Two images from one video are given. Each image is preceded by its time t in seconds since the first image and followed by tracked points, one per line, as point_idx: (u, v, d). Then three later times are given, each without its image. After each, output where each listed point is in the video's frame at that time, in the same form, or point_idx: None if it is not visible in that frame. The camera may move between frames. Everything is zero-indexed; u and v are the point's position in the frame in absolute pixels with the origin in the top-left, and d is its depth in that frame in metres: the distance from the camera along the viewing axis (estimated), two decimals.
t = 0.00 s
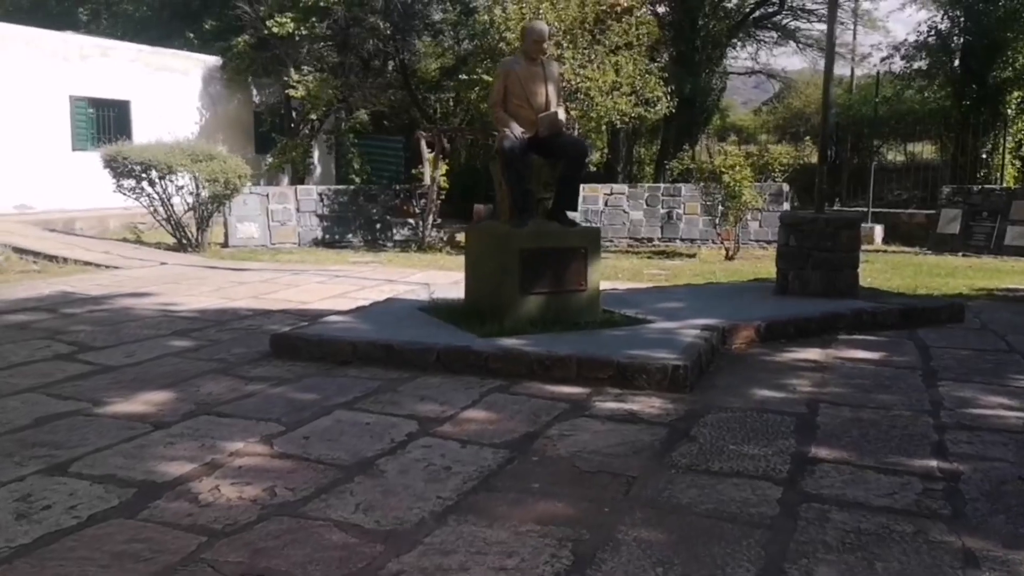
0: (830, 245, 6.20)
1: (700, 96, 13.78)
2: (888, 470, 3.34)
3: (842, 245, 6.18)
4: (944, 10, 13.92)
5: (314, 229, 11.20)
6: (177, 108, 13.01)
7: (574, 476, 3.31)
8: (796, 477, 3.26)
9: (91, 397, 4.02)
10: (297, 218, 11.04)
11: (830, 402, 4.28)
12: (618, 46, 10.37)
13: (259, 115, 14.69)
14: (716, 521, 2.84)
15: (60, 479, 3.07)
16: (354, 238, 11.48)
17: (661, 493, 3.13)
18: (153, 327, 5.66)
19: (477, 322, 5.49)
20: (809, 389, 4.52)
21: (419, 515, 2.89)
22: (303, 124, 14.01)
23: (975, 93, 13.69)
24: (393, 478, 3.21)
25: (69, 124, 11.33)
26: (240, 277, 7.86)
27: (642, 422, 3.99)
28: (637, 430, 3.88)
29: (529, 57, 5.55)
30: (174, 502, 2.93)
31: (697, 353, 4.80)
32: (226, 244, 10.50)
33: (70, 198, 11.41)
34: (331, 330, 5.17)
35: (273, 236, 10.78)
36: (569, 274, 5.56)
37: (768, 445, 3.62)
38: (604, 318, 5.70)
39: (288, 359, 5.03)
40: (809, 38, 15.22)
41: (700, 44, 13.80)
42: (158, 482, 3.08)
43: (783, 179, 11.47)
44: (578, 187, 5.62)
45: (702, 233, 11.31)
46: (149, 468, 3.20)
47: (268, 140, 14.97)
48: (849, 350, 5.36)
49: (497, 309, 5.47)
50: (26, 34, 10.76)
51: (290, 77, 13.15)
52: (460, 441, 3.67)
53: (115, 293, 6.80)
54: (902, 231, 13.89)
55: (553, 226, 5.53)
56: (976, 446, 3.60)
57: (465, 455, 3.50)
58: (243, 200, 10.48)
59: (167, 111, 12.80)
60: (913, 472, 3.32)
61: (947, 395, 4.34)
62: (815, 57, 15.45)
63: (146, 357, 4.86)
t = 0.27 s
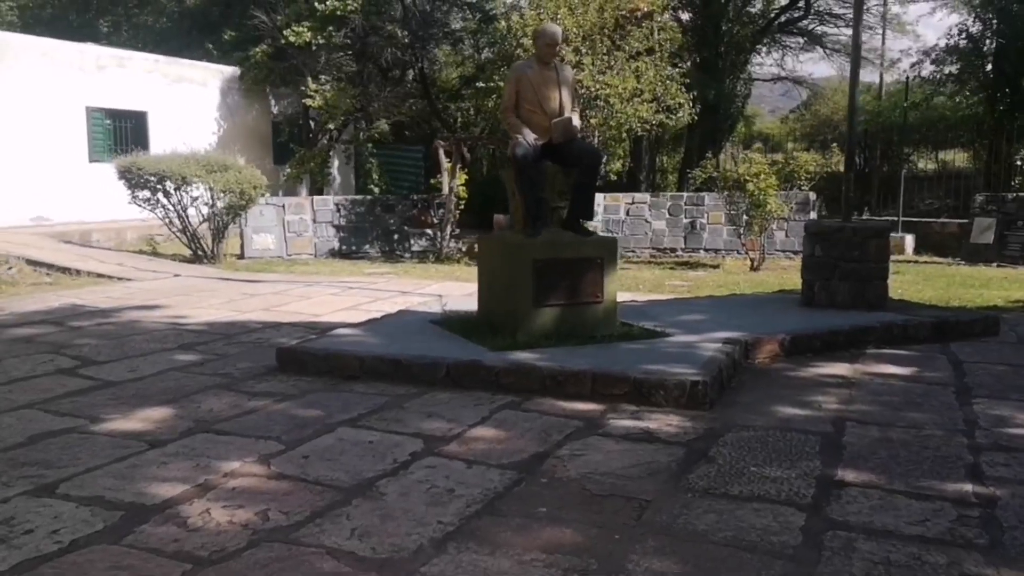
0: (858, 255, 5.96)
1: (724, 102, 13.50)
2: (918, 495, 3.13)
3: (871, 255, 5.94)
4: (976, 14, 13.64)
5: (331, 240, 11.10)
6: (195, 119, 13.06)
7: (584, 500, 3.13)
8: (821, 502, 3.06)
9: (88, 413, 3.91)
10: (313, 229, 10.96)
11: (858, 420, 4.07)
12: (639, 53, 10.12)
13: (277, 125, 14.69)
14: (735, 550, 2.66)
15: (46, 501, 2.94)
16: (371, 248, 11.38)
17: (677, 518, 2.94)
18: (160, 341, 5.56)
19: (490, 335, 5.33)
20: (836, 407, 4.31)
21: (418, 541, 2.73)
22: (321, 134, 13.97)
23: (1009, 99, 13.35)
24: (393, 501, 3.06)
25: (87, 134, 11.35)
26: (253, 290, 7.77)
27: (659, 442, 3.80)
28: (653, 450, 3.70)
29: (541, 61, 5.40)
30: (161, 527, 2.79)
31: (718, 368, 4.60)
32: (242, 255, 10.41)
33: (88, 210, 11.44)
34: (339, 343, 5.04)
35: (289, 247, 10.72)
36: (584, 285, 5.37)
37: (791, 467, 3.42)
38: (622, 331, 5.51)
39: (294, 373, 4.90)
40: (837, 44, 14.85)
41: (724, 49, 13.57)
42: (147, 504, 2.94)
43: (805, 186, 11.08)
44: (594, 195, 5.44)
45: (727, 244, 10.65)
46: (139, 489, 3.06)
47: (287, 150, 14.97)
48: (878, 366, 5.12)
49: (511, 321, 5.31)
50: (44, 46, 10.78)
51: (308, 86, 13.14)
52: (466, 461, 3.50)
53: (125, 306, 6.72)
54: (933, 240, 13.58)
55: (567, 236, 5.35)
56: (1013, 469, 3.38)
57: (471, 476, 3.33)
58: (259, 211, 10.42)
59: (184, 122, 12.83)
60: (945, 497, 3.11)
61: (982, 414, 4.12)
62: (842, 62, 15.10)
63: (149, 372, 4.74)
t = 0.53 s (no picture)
0: (881, 266, 5.75)
1: (744, 109, 13.27)
2: (944, 522, 2.94)
3: (895, 266, 5.73)
4: (1004, 18, 13.32)
5: (345, 250, 11.02)
6: (209, 128, 13.11)
7: (589, 525, 2.97)
8: (841, 529, 2.88)
9: (81, 430, 3.80)
10: (327, 239, 10.89)
11: (880, 439, 3.88)
12: (656, 58, 9.89)
13: (291, 134, 14.69)
14: None
15: (27, 525, 2.83)
16: (385, 258, 11.30)
17: (686, 546, 2.78)
18: (163, 354, 5.47)
19: (499, 348, 5.18)
20: (857, 425, 4.12)
21: (411, 570, 2.59)
22: (337, 143, 13.95)
23: None
24: (388, 525, 2.91)
25: (100, 143, 11.41)
26: (262, 301, 7.69)
27: (670, 462, 3.63)
28: (663, 471, 3.53)
29: (552, 67, 5.27)
30: (144, 553, 2.66)
31: (734, 384, 4.42)
32: (255, 264, 10.39)
33: (102, 219, 11.48)
34: (343, 357, 4.91)
35: (301, 257, 10.64)
36: (596, 297, 5.19)
37: (808, 491, 3.24)
38: (634, 344, 5.34)
39: (297, 388, 4.78)
40: (860, 50, 14.54)
41: (744, 55, 13.37)
42: (131, 529, 2.82)
43: (827, 193, 10.80)
44: (605, 204, 5.27)
45: (747, 253, 10.34)
46: (124, 512, 2.94)
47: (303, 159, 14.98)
48: (902, 381, 4.92)
49: (520, 334, 5.16)
50: (56, 57, 10.80)
51: (323, 95, 13.14)
52: (467, 482, 3.35)
53: (131, 318, 6.66)
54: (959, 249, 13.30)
55: (578, 246, 5.19)
56: None
57: (472, 499, 3.18)
58: (271, 221, 10.36)
59: (196, 131, 12.90)
60: (973, 524, 2.91)
61: (1012, 434, 3.92)
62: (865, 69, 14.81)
63: (148, 387, 4.64)
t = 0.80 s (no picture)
0: (897, 275, 5.58)
1: (761, 115, 13.05)
2: (962, 550, 2.77)
3: (911, 275, 5.56)
4: None
5: (354, 258, 10.90)
6: (221, 136, 13.10)
7: (585, 551, 2.83)
8: (851, 558, 2.72)
9: (68, 445, 3.71)
10: (337, 247, 10.76)
11: (895, 459, 3.71)
12: (671, 64, 9.66)
13: (304, 142, 14.65)
14: None
15: None
16: (395, 267, 11.16)
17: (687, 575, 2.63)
18: (161, 366, 5.38)
19: (502, 361, 5.04)
20: (871, 443, 3.95)
21: None
22: (349, 150, 13.88)
23: None
24: (374, 550, 2.78)
25: (111, 151, 11.43)
26: (267, 311, 7.61)
27: (672, 482, 3.48)
28: (665, 492, 3.38)
29: (558, 72, 5.09)
30: None
31: (743, 399, 4.26)
32: (264, 273, 10.34)
33: (113, 228, 11.51)
34: (341, 371, 4.80)
35: (311, 265, 10.53)
36: (602, 308, 5.03)
37: (818, 515, 3.08)
38: (642, 357, 5.19)
39: (293, 401, 4.67)
40: (881, 55, 14.19)
41: (761, 61, 13.15)
42: (106, 552, 2.70)
43: (844, 201, 10.56)
44: (613, 212, 5.09)
45: (762, 261, 10.10)
46: (102, 533, 2.83)
47: (315, 167, 14.92)
48: (919, 397, 4.74)
49: (523, 346, 5.01)
50: (67, 65, 10.82)
51: (336, 102, 13.15)
52: (460, 504, 3.22)
53: (133, 329, 6.59)
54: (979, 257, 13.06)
55: (584, 255, 5.02)
56: None
57: (464, 521, 3.05)
58: (281, 229, 10.29)
59: (207, 139, 12.88)
60: (993, 554, 2.74)
61: None
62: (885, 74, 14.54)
63: (141, 401, 4.55)
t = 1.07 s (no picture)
0: (910, 284, 5.41)
1: (776, 120, 12.82)
2: None
3: (925, 283, 5.38)
4: None
5: (364, 265, 10.79)
6: (233, 142, 13.10)
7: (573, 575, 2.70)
8: None
9: (52, 459, 3.63)
10: (345, 254, 10.66)
11: (905, 477, 3.55)
12: (682, 68, 9.47)
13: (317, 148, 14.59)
14: None
15: None
16: (404, 274, 11.07)
17: None
18: (158, 376, 5.31)
19: (501, 371, 4.92)
20: (880, 460, 3.80)
21: None
22: (362, 157, 13.85)
23: None
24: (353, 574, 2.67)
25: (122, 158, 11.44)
26: (271, 318, 7.54)
27: (670, 501, 3.34)
28: (662, 512, 3.24)
29: (559, 74, 4.99)
30: None
31: (748, 412, 4.12)
32: (273, 280, 10.27)
33: (124, 234, 11.52)
34: (336, 381, 4.70)
35: (320, 273, 10.44)
36: (604, 317, 4.89)
37: (821, 539, 2.93)
38: (645, 367, 5.05)
39: (287, 413, 4.57)
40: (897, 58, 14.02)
41: (776, 66, 12.97)
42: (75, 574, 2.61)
43: (860, 208, 10.33)
44: (615, 218, 4.97)
45: (777, 269, 9.93)
46: (73, 554, 2.74)
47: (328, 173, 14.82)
48: (931, 411, 4.58)
49: (523, 356, 4.89)
50: (77, 72, 10.85)
51: (346, 109, 13.14)
52: (448, 523, 3.10)
53: (135, 337, 6.54)
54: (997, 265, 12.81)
55: (586, 263, 4.89)
56: None
57: (450, 542, 2.93)
58: (290, 235, 10.20)
59: (219, 146, 12.87)
60: None
61: None
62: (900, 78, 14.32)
63: (133, 412, 4.47)
